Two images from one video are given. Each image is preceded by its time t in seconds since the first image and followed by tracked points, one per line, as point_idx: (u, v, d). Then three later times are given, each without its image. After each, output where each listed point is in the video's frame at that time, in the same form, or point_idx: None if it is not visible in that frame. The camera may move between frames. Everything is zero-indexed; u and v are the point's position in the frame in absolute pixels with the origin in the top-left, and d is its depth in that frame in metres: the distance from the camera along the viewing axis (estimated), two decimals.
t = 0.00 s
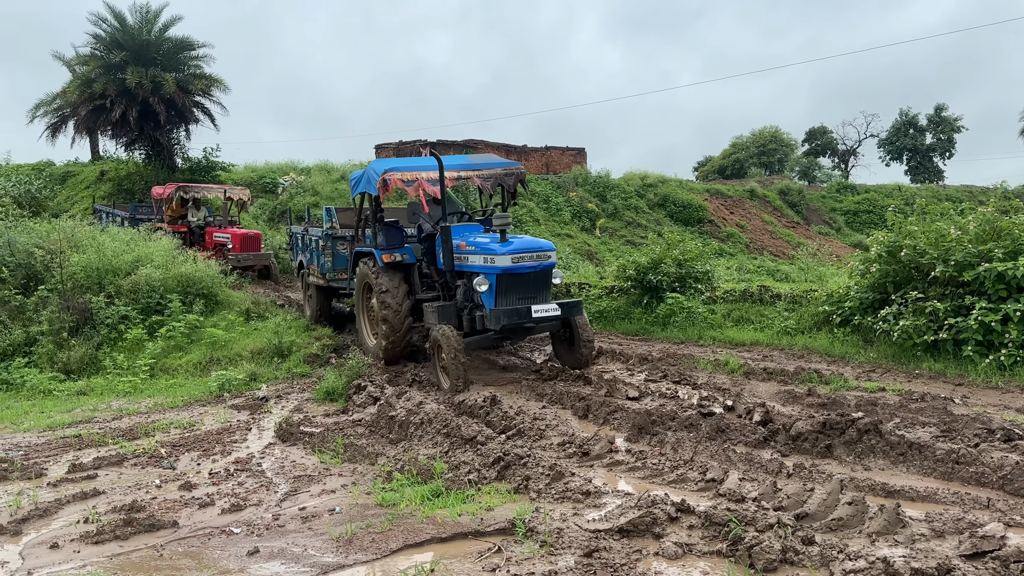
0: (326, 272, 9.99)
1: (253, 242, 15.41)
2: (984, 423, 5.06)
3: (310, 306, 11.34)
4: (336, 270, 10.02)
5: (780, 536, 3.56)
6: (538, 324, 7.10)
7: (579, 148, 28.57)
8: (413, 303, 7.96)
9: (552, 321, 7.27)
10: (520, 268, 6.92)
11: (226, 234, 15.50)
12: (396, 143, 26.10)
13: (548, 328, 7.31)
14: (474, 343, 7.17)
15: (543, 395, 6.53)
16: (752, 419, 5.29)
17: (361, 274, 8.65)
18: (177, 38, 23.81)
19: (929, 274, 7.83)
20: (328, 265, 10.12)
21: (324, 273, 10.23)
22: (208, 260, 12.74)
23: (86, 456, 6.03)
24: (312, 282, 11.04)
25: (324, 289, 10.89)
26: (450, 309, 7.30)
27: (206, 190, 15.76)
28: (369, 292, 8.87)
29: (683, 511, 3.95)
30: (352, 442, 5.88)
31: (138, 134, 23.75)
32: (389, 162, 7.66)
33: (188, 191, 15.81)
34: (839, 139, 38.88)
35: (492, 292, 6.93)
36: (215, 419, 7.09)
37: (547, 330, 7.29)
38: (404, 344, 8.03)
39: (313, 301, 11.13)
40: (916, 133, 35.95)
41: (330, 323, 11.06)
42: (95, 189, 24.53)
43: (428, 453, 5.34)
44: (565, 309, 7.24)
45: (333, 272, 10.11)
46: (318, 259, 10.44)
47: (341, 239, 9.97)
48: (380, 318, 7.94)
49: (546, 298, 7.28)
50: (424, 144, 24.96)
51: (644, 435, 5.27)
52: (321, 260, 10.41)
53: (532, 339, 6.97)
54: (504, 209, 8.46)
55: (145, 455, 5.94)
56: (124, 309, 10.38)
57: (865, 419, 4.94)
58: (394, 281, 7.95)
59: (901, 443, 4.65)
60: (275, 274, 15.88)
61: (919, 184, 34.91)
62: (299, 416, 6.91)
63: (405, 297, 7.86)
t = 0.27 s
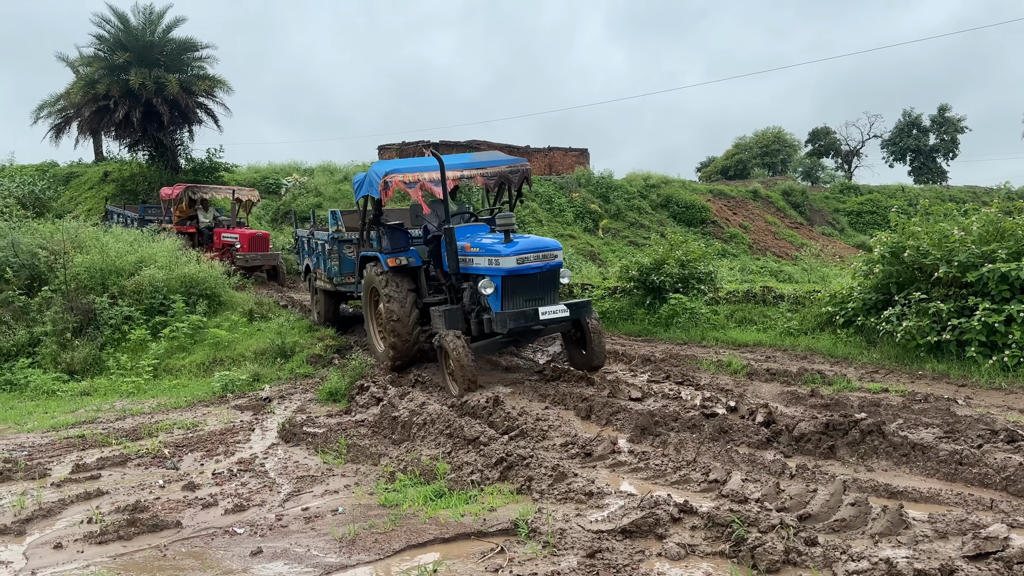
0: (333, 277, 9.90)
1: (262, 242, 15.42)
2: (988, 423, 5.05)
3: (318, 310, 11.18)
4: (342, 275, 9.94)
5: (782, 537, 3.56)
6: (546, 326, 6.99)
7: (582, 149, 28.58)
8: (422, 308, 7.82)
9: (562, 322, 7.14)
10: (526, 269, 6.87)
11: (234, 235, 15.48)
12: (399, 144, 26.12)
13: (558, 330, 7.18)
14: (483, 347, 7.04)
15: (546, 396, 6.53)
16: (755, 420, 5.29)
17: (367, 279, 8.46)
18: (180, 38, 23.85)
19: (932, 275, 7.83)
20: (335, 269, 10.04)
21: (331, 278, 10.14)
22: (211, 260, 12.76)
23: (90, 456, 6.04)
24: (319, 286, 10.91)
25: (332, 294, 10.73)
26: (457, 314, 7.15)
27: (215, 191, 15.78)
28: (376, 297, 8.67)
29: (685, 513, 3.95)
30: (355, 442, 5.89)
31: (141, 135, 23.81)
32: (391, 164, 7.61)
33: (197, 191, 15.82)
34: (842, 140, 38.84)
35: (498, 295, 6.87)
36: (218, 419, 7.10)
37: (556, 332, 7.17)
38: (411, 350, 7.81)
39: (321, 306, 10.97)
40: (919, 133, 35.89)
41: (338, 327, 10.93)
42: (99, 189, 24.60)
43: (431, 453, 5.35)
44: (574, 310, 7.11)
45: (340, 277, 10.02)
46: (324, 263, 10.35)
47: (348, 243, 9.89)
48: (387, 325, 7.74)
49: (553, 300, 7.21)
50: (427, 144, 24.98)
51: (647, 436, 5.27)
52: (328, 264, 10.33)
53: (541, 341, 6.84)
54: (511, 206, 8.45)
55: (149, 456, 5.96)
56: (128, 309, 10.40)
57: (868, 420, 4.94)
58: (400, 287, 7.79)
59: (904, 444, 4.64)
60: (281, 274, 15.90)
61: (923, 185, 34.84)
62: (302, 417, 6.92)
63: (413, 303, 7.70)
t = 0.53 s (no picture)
0: (342, 281, 9.83)
1: (270, 242, 15.44)
2: (991, 424, 5.04)
3: (325, 313, 11.08)
4: (351, 279, 9.87)
5: (784, 537, 3.56)
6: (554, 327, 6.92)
7: (584, 149, 28.58)
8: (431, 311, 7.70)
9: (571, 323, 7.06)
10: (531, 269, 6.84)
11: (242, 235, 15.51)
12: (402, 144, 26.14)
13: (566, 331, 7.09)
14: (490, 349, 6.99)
15: (548, 396, 6.53)
16: (757, 420, 5.28)
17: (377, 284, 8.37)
18: (183, 39, 23.88)
19: (935, 275, 7.81)
20: (344, 273, 9.97)
21: (340, 282, 10.07)
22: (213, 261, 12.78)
23: (93, 456, 6.06)
24: (326, 290, 10.82)
25: (340, 297, 10.64)
26: (464, 316, 7.14)
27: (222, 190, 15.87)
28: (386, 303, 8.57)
29: (688, 513, 3.95)
30: (357, 442, 5.89)
31: (145, 136, 23.87)
32: (395, 165, 7.64)
33: (205, 191, 15.95)
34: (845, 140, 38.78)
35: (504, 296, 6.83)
36: (221, 419, 7.12)
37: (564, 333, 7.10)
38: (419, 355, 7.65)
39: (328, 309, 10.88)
40: (923, 133, 35.81)
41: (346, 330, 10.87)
42: (102, 190, 24.66)
43: (434, 453, 5.35)
44: (582, 311, 7.02)
45: (349, 280, 9.95)
46: (332, 267, 10.28)
47: (356, 246, 9.81)
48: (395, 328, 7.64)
49: (560, 300, 7.16)
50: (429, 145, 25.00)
51: (649, 436, 5.26)
52: (336, 268, 10.26)
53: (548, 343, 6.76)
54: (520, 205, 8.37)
55: (152, 455, 5.97)
56: (131, 309, 10.42)
57: (871, 421, 4.93)
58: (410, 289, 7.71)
59: (907, 445, 4.63)
60: (287, 274, 15.94)
61: (926, 185, 34.77)
62: (305, 417, 6.93)
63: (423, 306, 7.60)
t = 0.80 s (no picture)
0: (351, 282, 9.67)
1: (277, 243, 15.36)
2: (993, 424, 5.03)
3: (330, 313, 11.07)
4: (361, 279, 9.71)
5: (785, 537, 3.55)
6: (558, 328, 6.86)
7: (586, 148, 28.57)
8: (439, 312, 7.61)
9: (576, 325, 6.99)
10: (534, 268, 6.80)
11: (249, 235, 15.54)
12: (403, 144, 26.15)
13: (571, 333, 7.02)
14: (492, 351, 6.90)
15: (551, 396, 6.51)
16: (759, 420, 5.28)
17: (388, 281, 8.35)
18: (185, 39, 23.89)
19: (937, 275, 7.79)
20: (353, 273, 9.80)
21: (349, 282, 9.91)
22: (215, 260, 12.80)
23: (95, 456, 6.07)
24: (332, 290, 10.74)
25: (346, 297, 10.56)
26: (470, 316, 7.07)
27: (229, 191, 15.89)
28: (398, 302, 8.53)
29: (689, 512, 3.94)
30: (359, 442, 5.90)
31: (146, 136, 23.90)
32: (405, 161, 7.62)
33: (211, 192, 15.92)
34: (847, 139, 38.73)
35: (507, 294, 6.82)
36: (223, 419, 7.12)
37: (569, 335, 7.03)
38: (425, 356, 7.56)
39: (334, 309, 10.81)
40: (925, 133, 35.74)
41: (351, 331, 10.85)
42: (104, 190, 24.69)
43: (435, 453, 5.35)
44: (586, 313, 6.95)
45: (359, 281, 9.80)
46: (341, 267, 10.11)
47: (366, 246, 9.65)
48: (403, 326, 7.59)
49: (566, 301, 7.11)
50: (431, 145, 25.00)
51: (651, 436, 5.26)
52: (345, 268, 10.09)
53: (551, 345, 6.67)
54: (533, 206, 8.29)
55: (153, 455, 5.98)
56: (133, 309, 10.43)
57: (873, 421, 4.93)
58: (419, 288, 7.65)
59: (909, 445, 4.63)
60: (294, 275, 15.90)
61: (928, 184, 34.72)
62: (306, 417, 6.93)
63: (430, 306, 7.51)
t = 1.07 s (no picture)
0: (360, 281, 9.47)
1: (282, 243, 15.18)
2: (994, 423, 5.03)
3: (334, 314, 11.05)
4: (370, 279, 9.53)
5: (785, 537, 3.55)
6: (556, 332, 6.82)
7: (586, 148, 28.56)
8: (444, 311, 7.56)
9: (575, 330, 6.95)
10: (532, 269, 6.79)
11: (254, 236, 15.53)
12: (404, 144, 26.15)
13: (571, 337, 6.98)
14: (489, 355, 6.82)
15: (551, 396, 6.50)
16: (760, 419, 5.28)
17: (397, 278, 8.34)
18: (186, 38, 23.90)
19: (938, 274, 7.78)
20: (362, 272, 9.60)
21: (357, 281, 9.71)
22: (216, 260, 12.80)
23: (95, 455, 6.07)
24: (338, 290, 10.61)
25: (351, 297, 10.51)
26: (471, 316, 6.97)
27: (234, 191, 15.87)
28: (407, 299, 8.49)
29: (690, 512, 3.94)
30: (360, 442, 5.89)
31: (147, 135, 23.93)
32: (415, 157, 7.62)
33: (216, 192, 15.86)
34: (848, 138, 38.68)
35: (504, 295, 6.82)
36: (223, 419, 7.12)
37: (568, 340, 7.00)
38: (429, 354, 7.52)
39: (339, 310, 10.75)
40: (926, 132, 35.68)
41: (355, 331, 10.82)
42: (104, 190, 24.70)
43: (436, 452, 5.35)
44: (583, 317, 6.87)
45: (367, 280, 9.60)
46: (349, 266, 9.91)
47: (375, 245, 9.45)
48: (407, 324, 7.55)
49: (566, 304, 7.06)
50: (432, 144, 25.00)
51: (651, 435, 5.26)
52: (353, 267, 9.89)
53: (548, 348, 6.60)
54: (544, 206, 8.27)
55: (154, 455, 5.98)
56: (133, 309, 10.44)
57: (873, 420, 4.93)
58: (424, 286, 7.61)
59: (909, 444, 4.62)
60: (299, 276, 15.84)
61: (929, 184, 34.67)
62: (307, 416, 6.93)
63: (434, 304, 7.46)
